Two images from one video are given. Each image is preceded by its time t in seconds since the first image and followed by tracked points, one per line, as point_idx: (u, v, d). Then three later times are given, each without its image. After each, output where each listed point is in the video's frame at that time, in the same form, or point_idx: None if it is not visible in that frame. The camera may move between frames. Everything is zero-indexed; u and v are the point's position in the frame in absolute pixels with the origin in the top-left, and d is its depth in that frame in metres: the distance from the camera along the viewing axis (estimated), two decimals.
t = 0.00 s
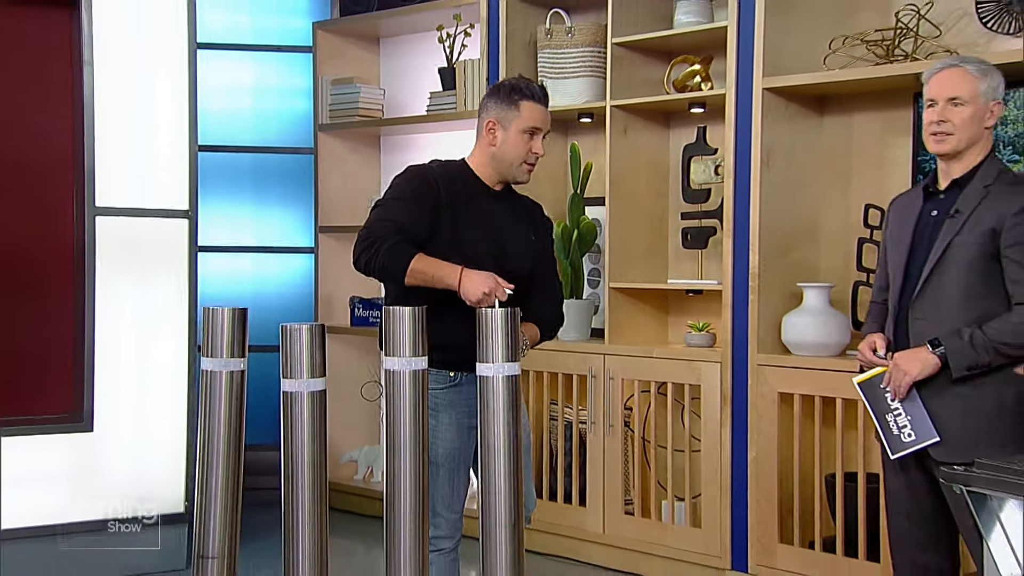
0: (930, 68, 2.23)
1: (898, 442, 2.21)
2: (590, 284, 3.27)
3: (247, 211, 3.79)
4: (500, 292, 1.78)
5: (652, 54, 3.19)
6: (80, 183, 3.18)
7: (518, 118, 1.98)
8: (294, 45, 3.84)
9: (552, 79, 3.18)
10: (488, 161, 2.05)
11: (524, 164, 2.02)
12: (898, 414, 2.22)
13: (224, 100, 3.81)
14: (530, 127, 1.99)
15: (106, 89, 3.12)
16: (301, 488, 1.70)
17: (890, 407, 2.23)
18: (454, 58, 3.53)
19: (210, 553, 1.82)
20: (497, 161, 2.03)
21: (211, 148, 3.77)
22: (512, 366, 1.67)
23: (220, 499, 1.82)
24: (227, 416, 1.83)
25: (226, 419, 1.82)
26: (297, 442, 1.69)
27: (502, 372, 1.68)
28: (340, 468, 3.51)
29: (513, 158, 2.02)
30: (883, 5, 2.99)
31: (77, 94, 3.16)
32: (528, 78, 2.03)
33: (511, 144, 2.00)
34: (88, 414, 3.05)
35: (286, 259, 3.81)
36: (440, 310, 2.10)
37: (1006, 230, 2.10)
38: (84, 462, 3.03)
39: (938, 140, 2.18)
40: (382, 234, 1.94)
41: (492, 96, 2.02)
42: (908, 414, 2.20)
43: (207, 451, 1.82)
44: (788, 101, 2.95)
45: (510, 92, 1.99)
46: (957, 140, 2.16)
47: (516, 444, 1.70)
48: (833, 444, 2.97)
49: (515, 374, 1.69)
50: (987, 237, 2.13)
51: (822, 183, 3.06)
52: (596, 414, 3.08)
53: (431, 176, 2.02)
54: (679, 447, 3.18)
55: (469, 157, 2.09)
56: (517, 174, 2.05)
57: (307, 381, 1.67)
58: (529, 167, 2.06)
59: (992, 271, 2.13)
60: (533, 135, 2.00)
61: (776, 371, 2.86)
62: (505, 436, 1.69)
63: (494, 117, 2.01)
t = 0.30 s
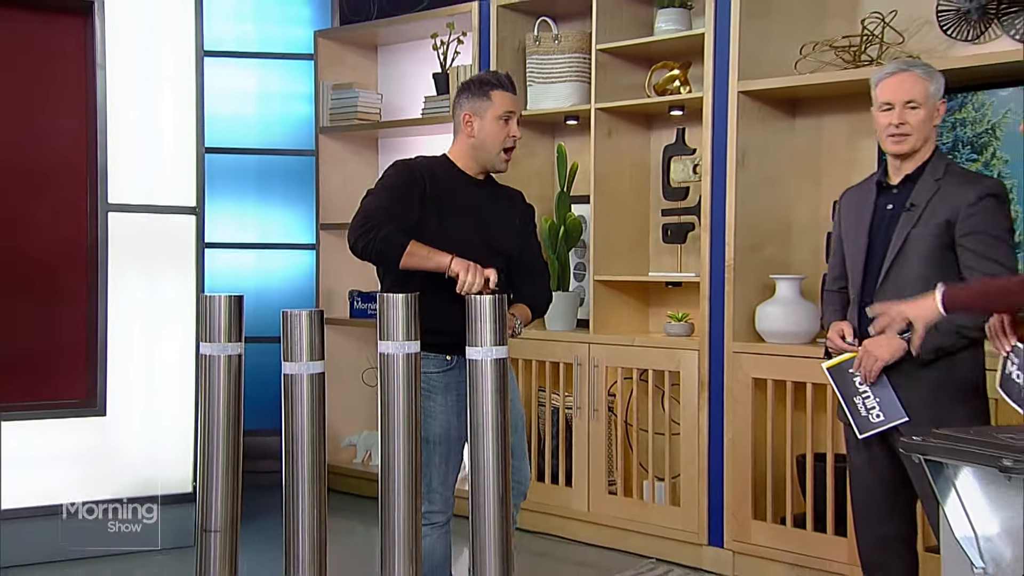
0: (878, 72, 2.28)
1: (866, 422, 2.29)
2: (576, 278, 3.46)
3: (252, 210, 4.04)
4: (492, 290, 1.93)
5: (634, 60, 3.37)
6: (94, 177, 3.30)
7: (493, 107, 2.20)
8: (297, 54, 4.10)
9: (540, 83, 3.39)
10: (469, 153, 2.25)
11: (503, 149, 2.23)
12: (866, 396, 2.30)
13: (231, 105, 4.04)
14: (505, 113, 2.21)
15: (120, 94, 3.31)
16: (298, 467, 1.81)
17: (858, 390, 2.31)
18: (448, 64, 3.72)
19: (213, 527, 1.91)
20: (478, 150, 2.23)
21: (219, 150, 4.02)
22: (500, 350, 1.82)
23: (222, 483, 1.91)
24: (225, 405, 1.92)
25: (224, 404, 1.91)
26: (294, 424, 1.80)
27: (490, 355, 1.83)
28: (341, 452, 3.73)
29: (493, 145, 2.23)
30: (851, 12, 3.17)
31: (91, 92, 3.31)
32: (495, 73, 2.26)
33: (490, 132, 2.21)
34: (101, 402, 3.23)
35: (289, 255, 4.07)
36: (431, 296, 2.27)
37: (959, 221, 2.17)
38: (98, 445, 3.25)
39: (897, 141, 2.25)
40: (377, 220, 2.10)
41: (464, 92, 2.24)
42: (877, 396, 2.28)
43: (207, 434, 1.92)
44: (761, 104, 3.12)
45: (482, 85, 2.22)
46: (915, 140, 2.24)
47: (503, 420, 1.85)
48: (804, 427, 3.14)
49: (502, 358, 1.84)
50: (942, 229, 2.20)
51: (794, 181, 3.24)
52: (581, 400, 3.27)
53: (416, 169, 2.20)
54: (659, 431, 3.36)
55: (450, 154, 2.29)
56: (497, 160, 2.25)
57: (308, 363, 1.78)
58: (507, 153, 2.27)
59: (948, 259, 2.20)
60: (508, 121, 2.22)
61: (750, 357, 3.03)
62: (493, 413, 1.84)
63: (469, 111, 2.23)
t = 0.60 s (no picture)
0: (827, 78, 2.35)
1: (842, 407, 2.35)
2: (559, 272, 3.65)
3: (253, 209, 4.28)
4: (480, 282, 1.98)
5: (613, 65, 3.55)
6: (100, 176, 3.45)
7: (470, 104, 2.37)
8: (294, 60, 4.33)
9: (524, 88, 3.57)
10: (450, 144, 2.44)
11: (481, 143, 2.41)
12: (841, 382, 2.37)
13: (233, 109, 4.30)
14: (481, 109, 2.37)
15: (124, 98, 3.48)
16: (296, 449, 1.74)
17: (833, 377, 2.37)
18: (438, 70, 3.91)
19: (213, 503, 1.86)
20: (458, 143, 2.42)
21: (220, 151, 4.25)
22: (486, 335, 1.73)
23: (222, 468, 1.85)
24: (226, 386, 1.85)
25: (223, 388, 1.84)
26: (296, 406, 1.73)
27: (477, 340, 1.74)
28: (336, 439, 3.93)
29: (472, 138, 2.41)
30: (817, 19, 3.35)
31: (100, 95, 3.44)
32: (472, 68, 2.42)
33: (469, 126, 2.39)
34: (108, 386, 3.41)
35: (288, 252, 4.31)
36: (420, 282, 2.45)
37: (912, 211, 2.30)
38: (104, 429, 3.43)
39: (858, 144, 2.33)
40: (369, 212, 2.27)
41: (444, 88, 2.41)
42: (851, 381, 2.34)
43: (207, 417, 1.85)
44: (733, 106, 3.30)
45: (460, 83, 2.38)
46: (870, 142, 2.35)
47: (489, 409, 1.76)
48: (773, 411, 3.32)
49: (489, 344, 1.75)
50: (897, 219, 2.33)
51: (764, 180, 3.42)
52: (564, 386, 3.46)
53: (401, 165, 2.38)
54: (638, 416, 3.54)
55: (433, 145, 2.48)
56: (476, 152, 2.44)
57: (303, 348, 1.73)
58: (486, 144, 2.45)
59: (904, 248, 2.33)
60: (485, 116, 2.39)
61: (722, 345, 3.21)
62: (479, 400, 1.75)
63: (449, 105, 2.40)
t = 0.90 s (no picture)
0: (800, 78, 2.48)
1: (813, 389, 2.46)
2: (538, 265, 3.84)
3: (248, 207, 4.51)
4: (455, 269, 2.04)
5: (589, 69, 3.74)
6: (100, 173, 3.62)
7: (462, 105, 2.58)
8: (288, 66, 4.57)
9: (506, 90, 3.76)
10: (444, 142, 2.65)
11: (472, 139, 2.62)
12: (812, 364, 2.48)
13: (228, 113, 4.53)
14: (472, 108, 2.59)
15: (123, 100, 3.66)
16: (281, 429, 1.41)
17: (805, 360, 2.48)
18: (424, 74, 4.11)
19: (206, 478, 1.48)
20: (451, 140, 2.63)
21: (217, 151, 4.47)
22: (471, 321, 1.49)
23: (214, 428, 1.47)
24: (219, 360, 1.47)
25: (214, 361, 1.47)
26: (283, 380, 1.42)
27: (459, 326, 1.48)
28: (325, 426, 4.13)
29: (464, 135, 2.62)
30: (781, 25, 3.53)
31: (100, 95, 3.60)
32: (461, 73, 2.66)
33: (461, 124, 2.60)
34: (108, 373, 3.59)
35: (281, 249, 4.54)
36: (414, 269, 2.58)
37: (880, 203, 2.44)
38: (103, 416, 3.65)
39: (832, 139, 2.45)
40: (364, 202, 2.44)
41: (436, 91, 2.63)
42: (821, 364, 2.47)
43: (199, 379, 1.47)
44: (702, 108, 3.47)
45: (452, 86, 2.60)
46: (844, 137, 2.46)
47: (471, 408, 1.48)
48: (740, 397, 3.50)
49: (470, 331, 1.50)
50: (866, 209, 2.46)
51: (731, 178, 3.60)
52: (543, 373, 3.66)
53: (397, 159, 2.57)
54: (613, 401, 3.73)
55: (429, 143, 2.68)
56: (469, 148, 2.64)
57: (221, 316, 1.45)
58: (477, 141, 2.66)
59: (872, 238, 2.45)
60: (476, 114, 2.60)
61: (692, 334, 3.38)
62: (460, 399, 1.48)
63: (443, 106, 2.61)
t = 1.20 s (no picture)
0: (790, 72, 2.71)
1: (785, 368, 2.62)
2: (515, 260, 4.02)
3: (239, 205, 4.72)
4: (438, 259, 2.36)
5: (563, 72, 3.91)
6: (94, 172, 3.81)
7: (466, 104, 2.80)
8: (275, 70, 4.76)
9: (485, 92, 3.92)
10: (451, 141, 2.87)
11: (476, 137, 2.83)
12: (784, 346, 2.64)
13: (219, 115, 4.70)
14: (476, 108, 2.81)
15: (114, 100, 3.81)
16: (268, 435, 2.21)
17: (778, 342, 2.64)
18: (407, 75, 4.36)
19: (192, 461, 2.23)
20: (458, 139, 2.85)
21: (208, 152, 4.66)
22: (441, 307, 2.24)
23: (200, 428, 2.21)
24: (204, 360, 2.22)
25: (203, 365, 2.20)
26: (269, 388, 2.19)
27: (433, 314, 2.26)
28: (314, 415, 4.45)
29: (469, 134, 2.83)
30: (745, 30, 3.70)
31: (93, 96, 3.80)
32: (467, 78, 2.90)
33: (466, 123, 2.82)
34: (103, 362, 3.76)
35: (272, 245, 4.78)
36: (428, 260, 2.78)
37: (859, 190, 2.64)
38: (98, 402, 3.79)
39: (815, 131, 2.67)
40: (369, 210, 2.72)
41: (443, 94, 2.86)
42: (792, 344, 2.63)
43: (190, 393, 2.21)
44: (671, 109, 3.64)
45: (457, 87, 2.82)
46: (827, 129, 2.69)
47: (443, 381, 2.28)
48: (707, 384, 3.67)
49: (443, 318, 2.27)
50: (846, 200, 2.69)
51: (699, 175, 3.76)
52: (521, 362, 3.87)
53: (403, 165, 2.80)
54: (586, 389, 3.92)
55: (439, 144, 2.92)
56: (473, 145, 2.86)
57: (204, 303, 2.18)
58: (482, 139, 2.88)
59: (851, 228, 2.68)
60: (480, 114, 2.82)
61: (661, 324, 3.56)
62: (435, 378, 2.27)
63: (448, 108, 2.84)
